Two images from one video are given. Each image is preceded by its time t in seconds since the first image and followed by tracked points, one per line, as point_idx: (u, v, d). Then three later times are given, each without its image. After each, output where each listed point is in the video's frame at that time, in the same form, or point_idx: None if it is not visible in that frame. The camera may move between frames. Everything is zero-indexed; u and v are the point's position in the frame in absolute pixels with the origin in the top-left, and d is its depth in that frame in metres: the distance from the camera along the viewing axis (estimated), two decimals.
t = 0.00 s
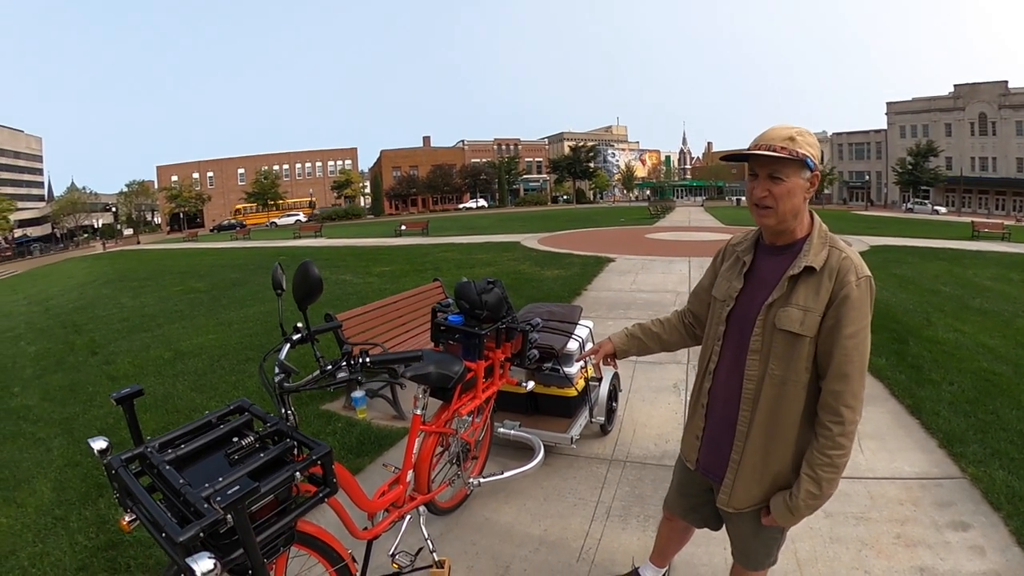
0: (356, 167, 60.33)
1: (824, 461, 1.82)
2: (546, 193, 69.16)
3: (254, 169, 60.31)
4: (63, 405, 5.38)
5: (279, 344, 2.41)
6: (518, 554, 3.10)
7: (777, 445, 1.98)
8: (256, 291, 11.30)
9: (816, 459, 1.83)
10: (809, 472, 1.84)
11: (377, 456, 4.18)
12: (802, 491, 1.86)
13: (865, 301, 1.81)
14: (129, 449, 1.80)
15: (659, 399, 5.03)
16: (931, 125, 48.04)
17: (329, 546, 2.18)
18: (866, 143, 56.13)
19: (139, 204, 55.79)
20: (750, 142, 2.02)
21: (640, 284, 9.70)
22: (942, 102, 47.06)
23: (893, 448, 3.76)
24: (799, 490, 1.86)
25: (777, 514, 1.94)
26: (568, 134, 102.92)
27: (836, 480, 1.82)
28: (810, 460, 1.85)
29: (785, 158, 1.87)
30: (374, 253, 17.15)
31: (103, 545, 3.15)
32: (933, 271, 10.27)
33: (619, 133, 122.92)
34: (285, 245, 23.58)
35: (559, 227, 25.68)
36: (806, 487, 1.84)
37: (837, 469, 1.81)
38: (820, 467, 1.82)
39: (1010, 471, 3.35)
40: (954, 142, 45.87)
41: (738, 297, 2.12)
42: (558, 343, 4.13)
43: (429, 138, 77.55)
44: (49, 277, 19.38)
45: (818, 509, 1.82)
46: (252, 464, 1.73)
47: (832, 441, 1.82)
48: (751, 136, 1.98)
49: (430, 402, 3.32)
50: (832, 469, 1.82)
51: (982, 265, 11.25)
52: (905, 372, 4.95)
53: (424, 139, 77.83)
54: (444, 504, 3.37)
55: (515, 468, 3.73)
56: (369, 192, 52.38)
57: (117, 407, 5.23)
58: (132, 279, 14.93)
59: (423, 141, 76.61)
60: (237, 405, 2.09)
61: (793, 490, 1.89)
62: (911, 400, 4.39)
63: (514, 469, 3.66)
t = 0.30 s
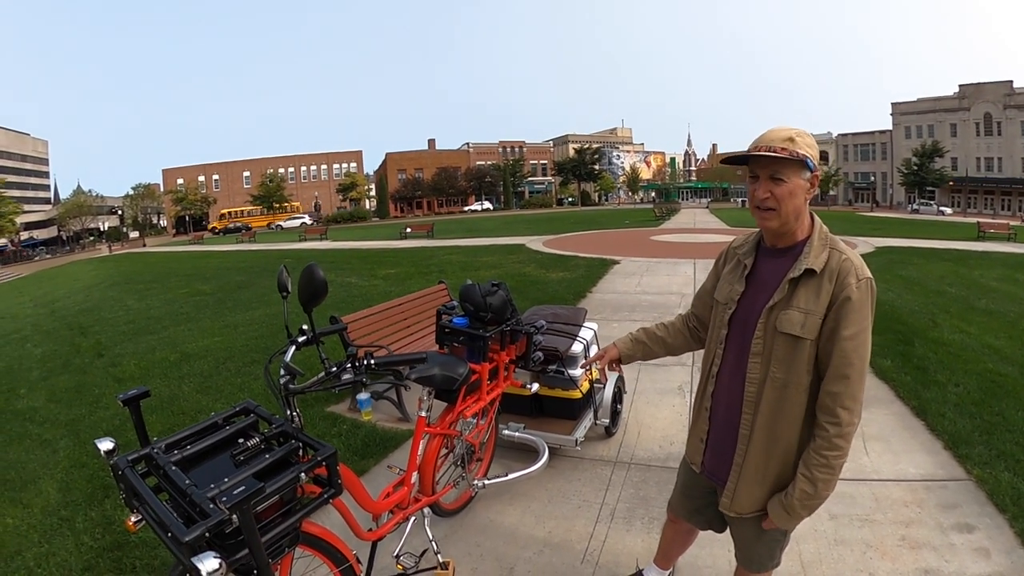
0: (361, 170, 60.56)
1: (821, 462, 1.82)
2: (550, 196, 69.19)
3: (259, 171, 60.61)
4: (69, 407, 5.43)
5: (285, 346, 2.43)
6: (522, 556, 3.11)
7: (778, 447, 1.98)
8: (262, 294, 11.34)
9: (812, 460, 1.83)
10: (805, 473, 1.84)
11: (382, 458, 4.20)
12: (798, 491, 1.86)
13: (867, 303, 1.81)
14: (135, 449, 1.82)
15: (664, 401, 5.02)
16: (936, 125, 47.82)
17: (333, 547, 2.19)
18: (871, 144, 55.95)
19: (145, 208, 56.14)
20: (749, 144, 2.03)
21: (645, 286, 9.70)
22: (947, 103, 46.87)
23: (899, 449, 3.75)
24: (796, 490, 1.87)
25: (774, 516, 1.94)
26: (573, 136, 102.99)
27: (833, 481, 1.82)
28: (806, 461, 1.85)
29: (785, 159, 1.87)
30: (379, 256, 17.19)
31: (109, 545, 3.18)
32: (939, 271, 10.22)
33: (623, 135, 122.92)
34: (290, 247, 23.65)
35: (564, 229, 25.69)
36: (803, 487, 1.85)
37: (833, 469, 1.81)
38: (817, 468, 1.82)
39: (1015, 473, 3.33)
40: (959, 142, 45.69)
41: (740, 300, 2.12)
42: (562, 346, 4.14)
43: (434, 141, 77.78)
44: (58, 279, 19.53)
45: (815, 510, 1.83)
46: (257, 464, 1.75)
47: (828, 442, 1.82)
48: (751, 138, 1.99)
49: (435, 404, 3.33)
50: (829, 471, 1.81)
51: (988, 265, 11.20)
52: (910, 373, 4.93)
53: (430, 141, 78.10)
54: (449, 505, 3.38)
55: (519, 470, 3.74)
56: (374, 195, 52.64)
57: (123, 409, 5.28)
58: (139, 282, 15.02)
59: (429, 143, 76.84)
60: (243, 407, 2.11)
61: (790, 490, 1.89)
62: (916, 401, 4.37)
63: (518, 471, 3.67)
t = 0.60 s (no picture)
0: (367, 172, 60.83)
1: (836, 469, 1.82)
2: (555, 198, 69.18)
3: (265, 174, 60.88)
4: (75, 408, 5.47)
5: (290, 348, 2.44)
6: (526, 559, 3.11)
7: (784, 453, 1.98)
8: (267, 296, 11.39)
9: (827, 466, 1.84)
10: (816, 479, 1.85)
11: (387, 460, 4.21)
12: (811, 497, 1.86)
13: (871, 309, 1.81)
14: (140, 450, 1.83)
15: (669, 404, 5.02)
16: (943, 127, 47.60)
17: (337, 548, 2.20)
18: (877, 145, 55.72)
19: (151, 209, 56.48)
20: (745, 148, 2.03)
21: (650, 289, 9.70)
22: (953, 104, 46.67)
23: (904, 453, 3.73)
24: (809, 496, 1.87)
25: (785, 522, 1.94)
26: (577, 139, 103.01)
27: (851, 486, 1.83)
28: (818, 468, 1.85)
29: (775, 163, 1.88)
30: (384, 258, 17.23)
31: (114, 545, 3.21)
32: (945, 274, 10.16)
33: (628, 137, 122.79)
34: (295, 249, 23.72)
35: (569, 231, 25.69)
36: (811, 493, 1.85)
37: (840, 475, 1.81)
38: (833, 474, 1.83)
39: (1021, 476, 3.31)
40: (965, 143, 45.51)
41: (743, 305, 2.13)
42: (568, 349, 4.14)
43: (440, 144, 77.94)
44: (67, 280, 19.71)
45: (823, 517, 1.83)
46: (262, 467, 1.76)
47: (842, 449, 1.82)
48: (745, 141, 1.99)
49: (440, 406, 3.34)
50: (845, 477, 1.82)
51: (994, 268, 11.13)
52: (917, 376, 4.91)
53: (435, 144, 78.29)
54: (453, 508, 3.39)
55: (524, 473, 3.74)
56: (379, 198, 52.83)
57: (128, 410, 5.31)
58: (144, 284, 15.09)
59: (434, 146, 77.01)
60: (248, 409, 2.13)
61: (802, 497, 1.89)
62: (922, 404, 4.35)
63: (523, 474, 3.67)
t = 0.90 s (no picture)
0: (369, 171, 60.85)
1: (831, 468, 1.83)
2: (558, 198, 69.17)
3: (267, 173, 60.98)
4: (77, 406, 5.49)
5: (293, 348, 2.45)
6: (526, 558, 3.12)
7: (785, 454, 1.98)
8: (269, 295, 11.41)
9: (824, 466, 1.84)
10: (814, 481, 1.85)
11: (388, 459, 4.22)
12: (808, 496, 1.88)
13: (871, 310, 1.81)
14: (143, 449, 1.84)
15: (670, 405, 5.02)
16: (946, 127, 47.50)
17: (338, 547, 2.21)
18: (880, 145, 55.61)
19: (154, 208, 56.60)
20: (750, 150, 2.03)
21: (652, 289, 9.69)
22: (956, 104, 46.57)
23: (905, 454, 3.73)
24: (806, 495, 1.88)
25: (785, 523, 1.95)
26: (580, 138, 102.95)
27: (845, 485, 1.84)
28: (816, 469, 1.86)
29: (787, 166, 1.88)
30: (386, 258, 17.24)
31: (116, 543, 3.22)
32: (948, 275, 10.14)
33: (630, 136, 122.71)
34: (298, 249, 23.75)
35: (572, 231, 25.68)
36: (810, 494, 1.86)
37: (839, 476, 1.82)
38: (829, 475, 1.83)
39: (1022, 478, 3.31)
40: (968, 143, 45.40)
41: (743, 307, 2.13)
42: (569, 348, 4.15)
43: (442, 143, 77.94)
44: (69, 279, 19.72)
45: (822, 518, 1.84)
46: (264, 465, 1.77)
47: (842, 448, 1.82)
48: (752, 144, 1.99)
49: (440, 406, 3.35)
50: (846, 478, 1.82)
51: (997, 269, 11.11)
52: (918, 377, 4.91)
53: (437, 143, 78.31)
54: (455, 507, 3.40)
55: (525, 472, 3.74)
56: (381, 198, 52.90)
57: (130, 408, 5.33)
58: (147, 282, 15.12)
59: (436, 145, 77.06)
60: (250, 408, 2.14)
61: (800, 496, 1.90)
62: (923, 405, 4.35)
63: (524, 473, 3.68)
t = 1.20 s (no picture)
0: (367, 171, 60.76)
1: (820, 464, 1.84)
2: (556, 197, 69.15)
3: (265, 172, 60.86)
4: (75, 406, 5.48)
5: (290, 347, 2.45)
6: (524, 557, 3.12)
7: (779, 451, 1.99)
8: (266, 294, 11.39)
9: (813, 463, 1.85)
10: (806, 477, 1.87)
11: (387, 458, 4.22)
12: (797, 492, 1.89)
13: (865, 308, 1.81)
14: (142, 448, 1.84)
15: (668, 404, 5.02)
16: (943, 126, 47.61)
17: (336, 545, 2.21)
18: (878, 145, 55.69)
19: (151, 207, 56.47)
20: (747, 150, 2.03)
21: (650, 288, 9.68)
22: (954, 104, 46.66)
23: (902, 452, 3.74)
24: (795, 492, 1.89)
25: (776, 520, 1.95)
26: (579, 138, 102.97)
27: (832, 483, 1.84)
28: (808, 466, 1.86)
29: (783, 166, 1.88)
30: (384, 257, 17.21)
31: (115, 543, 3.21)
32: (945, 274, 10.15)
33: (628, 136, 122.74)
34: (295, 248, 23.69)
35: (570, 230, 25.63)
36: (802, 490, 1.87)
37: (832, 472, 1.83)
38: (818, 473, 1.83)
39: (1019, 476, 3.32)
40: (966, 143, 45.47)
41: (738, 306, 2.13)
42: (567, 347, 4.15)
43: (441, 142, 77.85)
44: (65, 278, 19.63)
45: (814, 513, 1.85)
46: (262, 464, 1.77)
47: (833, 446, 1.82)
48: (748, 144, 1.99)
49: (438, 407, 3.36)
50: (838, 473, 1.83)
51: (993, 268, 11.14)
52: (915, 376, 4.92)
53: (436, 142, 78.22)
54: (453, 506, 3.41)
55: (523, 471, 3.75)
56: (380, 197, 52.89)
57: (128, 408, 5.32)
58: (144, 282, 15.08)
59: (434, 144, 77.01)
60: (248, 407, 2.14)
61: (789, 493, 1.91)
62: (921, 404, 4.36)
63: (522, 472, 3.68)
